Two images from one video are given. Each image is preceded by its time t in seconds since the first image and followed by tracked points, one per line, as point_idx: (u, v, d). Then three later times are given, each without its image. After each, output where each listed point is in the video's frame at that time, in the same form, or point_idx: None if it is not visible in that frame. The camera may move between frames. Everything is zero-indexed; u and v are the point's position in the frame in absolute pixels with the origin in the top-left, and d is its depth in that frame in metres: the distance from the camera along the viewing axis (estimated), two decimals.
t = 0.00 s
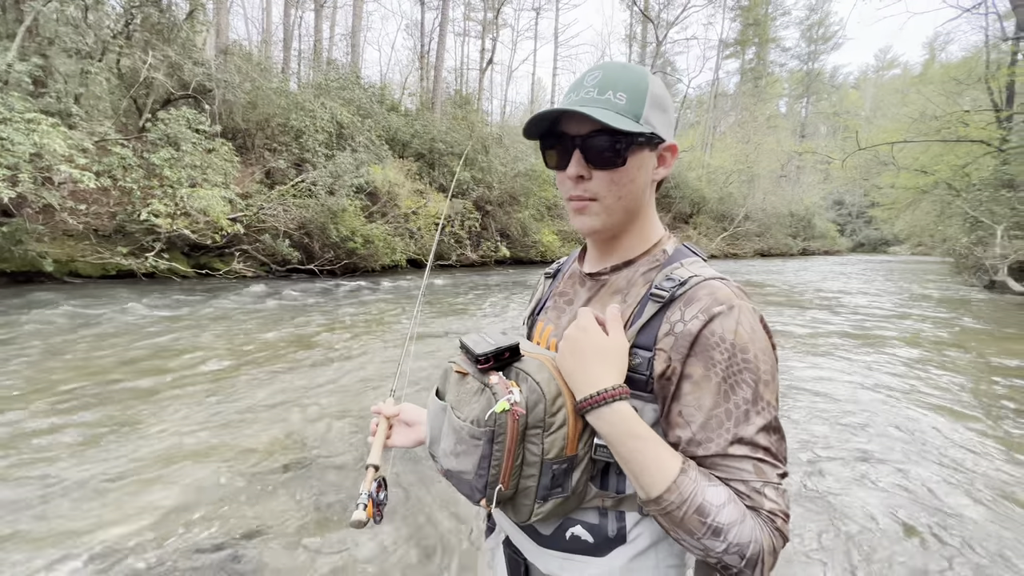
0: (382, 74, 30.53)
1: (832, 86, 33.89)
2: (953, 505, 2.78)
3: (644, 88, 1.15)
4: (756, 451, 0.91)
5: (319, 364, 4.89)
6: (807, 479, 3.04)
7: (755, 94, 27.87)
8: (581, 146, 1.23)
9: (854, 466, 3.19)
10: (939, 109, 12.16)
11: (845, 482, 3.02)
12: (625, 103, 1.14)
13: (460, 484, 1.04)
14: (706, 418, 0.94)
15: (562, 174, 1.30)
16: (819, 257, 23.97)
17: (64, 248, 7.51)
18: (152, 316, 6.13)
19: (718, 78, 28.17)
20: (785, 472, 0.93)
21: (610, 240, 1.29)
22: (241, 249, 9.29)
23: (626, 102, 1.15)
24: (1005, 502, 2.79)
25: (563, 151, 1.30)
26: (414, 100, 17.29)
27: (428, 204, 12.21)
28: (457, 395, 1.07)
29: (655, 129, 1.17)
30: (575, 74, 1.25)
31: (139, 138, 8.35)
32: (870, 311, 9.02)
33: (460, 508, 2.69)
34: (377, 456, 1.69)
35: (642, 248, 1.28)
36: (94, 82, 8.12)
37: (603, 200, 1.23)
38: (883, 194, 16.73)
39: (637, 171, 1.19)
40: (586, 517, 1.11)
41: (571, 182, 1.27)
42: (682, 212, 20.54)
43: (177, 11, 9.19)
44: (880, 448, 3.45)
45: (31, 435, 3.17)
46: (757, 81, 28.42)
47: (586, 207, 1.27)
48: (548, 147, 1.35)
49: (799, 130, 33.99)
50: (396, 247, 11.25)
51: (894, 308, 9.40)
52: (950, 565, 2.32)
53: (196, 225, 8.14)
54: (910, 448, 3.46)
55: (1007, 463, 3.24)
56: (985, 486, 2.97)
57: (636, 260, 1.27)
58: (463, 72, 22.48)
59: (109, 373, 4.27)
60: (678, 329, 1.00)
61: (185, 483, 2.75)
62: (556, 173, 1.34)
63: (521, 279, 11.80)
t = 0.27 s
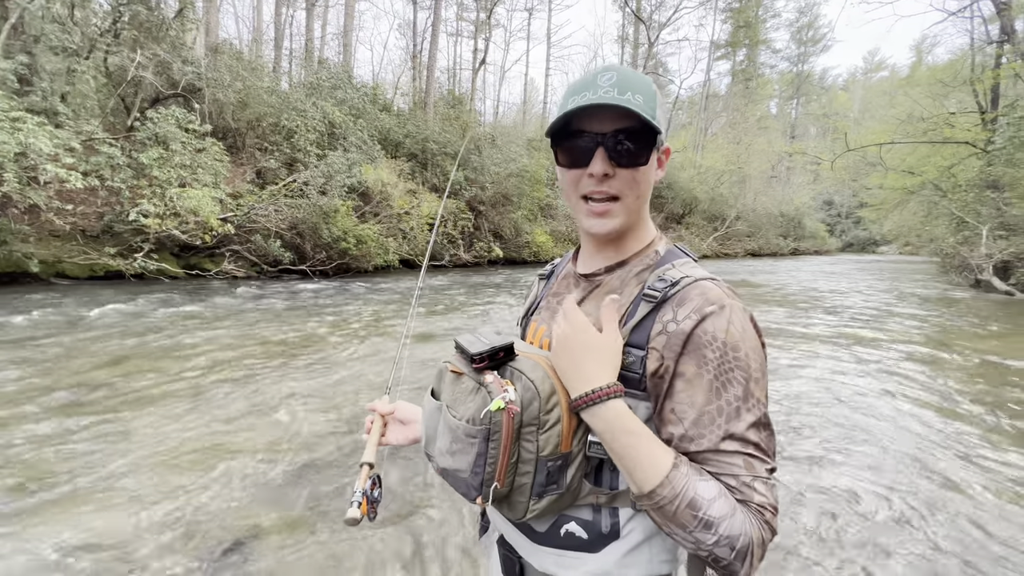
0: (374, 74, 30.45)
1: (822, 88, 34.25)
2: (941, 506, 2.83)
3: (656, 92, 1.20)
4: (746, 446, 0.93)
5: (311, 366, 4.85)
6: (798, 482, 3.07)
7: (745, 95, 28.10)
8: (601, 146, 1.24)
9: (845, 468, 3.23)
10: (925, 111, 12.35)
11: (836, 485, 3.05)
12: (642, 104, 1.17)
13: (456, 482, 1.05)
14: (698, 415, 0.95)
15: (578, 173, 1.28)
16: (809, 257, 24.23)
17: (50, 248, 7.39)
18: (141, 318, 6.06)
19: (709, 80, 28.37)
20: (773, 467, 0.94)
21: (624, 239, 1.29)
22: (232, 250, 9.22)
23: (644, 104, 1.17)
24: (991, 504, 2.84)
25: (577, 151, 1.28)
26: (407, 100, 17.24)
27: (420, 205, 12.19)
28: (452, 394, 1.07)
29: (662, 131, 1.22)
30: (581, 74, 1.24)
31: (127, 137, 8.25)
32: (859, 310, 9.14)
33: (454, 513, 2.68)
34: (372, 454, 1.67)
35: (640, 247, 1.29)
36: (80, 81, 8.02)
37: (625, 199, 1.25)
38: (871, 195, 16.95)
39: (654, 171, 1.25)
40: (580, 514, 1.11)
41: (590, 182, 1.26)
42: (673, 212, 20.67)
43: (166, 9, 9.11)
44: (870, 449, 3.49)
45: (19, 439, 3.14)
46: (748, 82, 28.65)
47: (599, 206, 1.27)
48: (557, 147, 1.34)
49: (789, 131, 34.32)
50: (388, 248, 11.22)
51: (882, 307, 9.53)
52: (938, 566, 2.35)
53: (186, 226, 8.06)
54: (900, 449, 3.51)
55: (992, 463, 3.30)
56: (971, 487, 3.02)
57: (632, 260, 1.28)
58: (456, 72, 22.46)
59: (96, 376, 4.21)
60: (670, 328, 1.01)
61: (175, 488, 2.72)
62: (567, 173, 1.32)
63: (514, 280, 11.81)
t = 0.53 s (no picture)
0: (368, 73, 30.35)
1: (812, 89, 34.56)
2: (930, 505, 2.86)
3: (653, 98, 1.21)
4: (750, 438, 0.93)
5: (303, 368, 4.82)
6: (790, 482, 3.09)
7: (737, 96, 28.28)
8: (596, 147, 1.24)
9: (837, 468, 3.26)
10: (913, 112, 12.51)
11: (828, 485, 3.08)
12: (639, 109, 1.18)
13: (457, 481, 1.04)
14: (704, 407, 0.94)
15: (572, 173, 1.28)
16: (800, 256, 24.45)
17: (37, 249, 7.29)
18: (131, 321, 6.00)
19: (701, 80, 28.53)
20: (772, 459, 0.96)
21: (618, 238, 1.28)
22: (223, 250, 9.14)
23: (640, 109, 1.18)
24: (979, 503, 2.88)
25: (573, 151, 1.28)
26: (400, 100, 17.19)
27: (414, 205, 12.15)
28: (452, 392, 1.07)
29: (658, 136, 1.23)
30: (582, 78, 1.26)
31: (116, 137, 8.16)
32: (850, 308, 9.24)
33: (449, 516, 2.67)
34: (360, 450, 1.73)
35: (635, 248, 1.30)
36: (68, 80, 7.91)
37: (618, 201, 1.24)
38: (861, 195, 17.12)
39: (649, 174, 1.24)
40: (580, 512, 1.11)
41: (584, 182, 1.26)
42: (666, 212, 20.78)
43: (155, 7, 9.01)
44: (860, 449, 3.53)
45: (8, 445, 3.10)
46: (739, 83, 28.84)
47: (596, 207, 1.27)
48: (554, 147, 1.34)
49: (780, 132, 34.59)
50: (382, 248, 11.17)
51: (872, 306, 9.63)
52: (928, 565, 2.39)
53: (176, 226, 7.97)
54: (890, 449, 3.55)
55: (979, 462, 3.35)
56: (959, 486, 3.06)
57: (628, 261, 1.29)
58: (449, 72, 22.42)
59: (85, 381, 4.17)
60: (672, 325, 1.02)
61: (166, 495, 2.70)
62: (562, 174, 1.32)
63: (508, 280, 11.80)
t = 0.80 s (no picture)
0: (362, 73, 30.29)
1: (805, 90, 34.76)
2: (920, 505, 2.90)
3: (651, 99, 1.21)
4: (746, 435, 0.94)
5: (298, 369, 4.80)
6: (783, 482, 3.12)
7: (731, 96, 28.41)
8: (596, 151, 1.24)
9: (829, 468, 3.29)
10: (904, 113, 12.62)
11: (820, 485, 3.11)
12: (639, 112, 1.18)
13: (454, 480, 1.04)
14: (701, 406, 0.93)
15: (572, 177, 1.28)
16: (793, 256, 24.61)
17: (26, 250, 7.22)
18: (123, 322, 5.95)
19: (695, 81, 28.65)
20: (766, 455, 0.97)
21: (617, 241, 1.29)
22: (216, 250, 9.08)
23: (639, 110, 1.18)
24: (967, 502, 2.92)
25: (573, 154, 1.28)
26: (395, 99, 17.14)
27: (409, 205, 12.13)
28: (448, 391, 1.07)
29: (656, 137, 1.23)
30: (580, 79, 1.25)
31: (107, 136, 8.08)
32: (842, 307, 9.32)
33: (445, 519, 2.67)
34: (354, 443, 1.72)
35: (631, 247, 1.30)
36: (58, 78, 7.83)
37: (617, 204, 1.24)
38: (853, 195, 17.26)
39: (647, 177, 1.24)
40: (577, 510, 1.11)
41: (585, 186, 1.26)
42: (661, 212, 20.86)
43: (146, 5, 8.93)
44: (853, 449, 3.56)
45: None
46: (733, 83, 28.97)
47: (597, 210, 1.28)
48: (554, 149, 1.33)
49: (774, 132, 34.79)
50: (377, 248, 11.15)
51: (864, 305, 9.72)
52: (918, 565, 2.41)
53: (169, 226, 7.91)
54: (881, 448, 3.58)
55: (969, 461, 3.39)
56: (949, 485, 3.10)
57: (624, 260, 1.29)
58: (444, 71, 22.39)
59: (77, 383, 4.13)
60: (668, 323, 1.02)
61: (159, 500, 2.68)
62: (562, 176, 1.32)
63: (503, 280, 11.81)
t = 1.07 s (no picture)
0: (358, 71, 30.20)
1: (801, 89, 34.85)
2: (915, 503, 2.91)
3: (624, 95, 1.18)
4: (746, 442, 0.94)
5: (295, 369, 4.77)
6: (781, 482, 3.12)
7: (727, 96, 28.46)
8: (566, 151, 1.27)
9: (827, 467, 3.30)
10: (899, 112, 12.68)
11: (817, 484, 3.11)
12: (603, 110, 1.18)
13: (451, 482, 1.03)
14: (701, 413, 0.94)
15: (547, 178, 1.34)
16: (790, 254, 24.69)
17: (20, 250, 7.16)
18: (119, 322, 5.91)
19: (692, 80, 28.69)
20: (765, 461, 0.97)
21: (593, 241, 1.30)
22: (212, 250, 9.03)
23: (605, 109, 1.18)
24: (963, 500, 2.93)
25: (548, 155, 1.33)
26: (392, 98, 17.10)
27: (405, 204, 12.09)
28: (447, 393, 1.06)
29: (631, 133, 1.19)
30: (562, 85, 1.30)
31: (101, 136, 8.03)
32: (838, 306, 9.35)
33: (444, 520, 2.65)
34: (351, 443, 1.71)
35: (629, 249, 1.29)
36: (52, 77, 7.77)
37: (584, 203, 1.25)
38: (848, 194, 17.33)
39: (617, 174, 1.22)
40: (576, 514, 1.09)
41: (555, 187, 1.30)
42: (658, 211, 20.88)
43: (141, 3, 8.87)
44: (851, 448, 3.56)
45: None
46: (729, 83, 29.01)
47: (568, 209, 1.29)
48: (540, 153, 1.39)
49: (770, 131, 34.89)
50: (374, 248, 11.12)
51: (860, 303, 9.75)
52: (919, 564, 2.41)
53: (164, 226, 7.86)
54: (880, 446, 3.59)
55: (965, 459, 3.40)
56: (945, 484, 3.11)
57: (624, 260, 1.28)
58: (440, 70, 22.33)
59: (72, 383, 4.09)
60: (668, 327, 1.02)
61: (154, 500, 2.65)
62: (543, 178, 1.38)
63: (500, 279, 11.79)
